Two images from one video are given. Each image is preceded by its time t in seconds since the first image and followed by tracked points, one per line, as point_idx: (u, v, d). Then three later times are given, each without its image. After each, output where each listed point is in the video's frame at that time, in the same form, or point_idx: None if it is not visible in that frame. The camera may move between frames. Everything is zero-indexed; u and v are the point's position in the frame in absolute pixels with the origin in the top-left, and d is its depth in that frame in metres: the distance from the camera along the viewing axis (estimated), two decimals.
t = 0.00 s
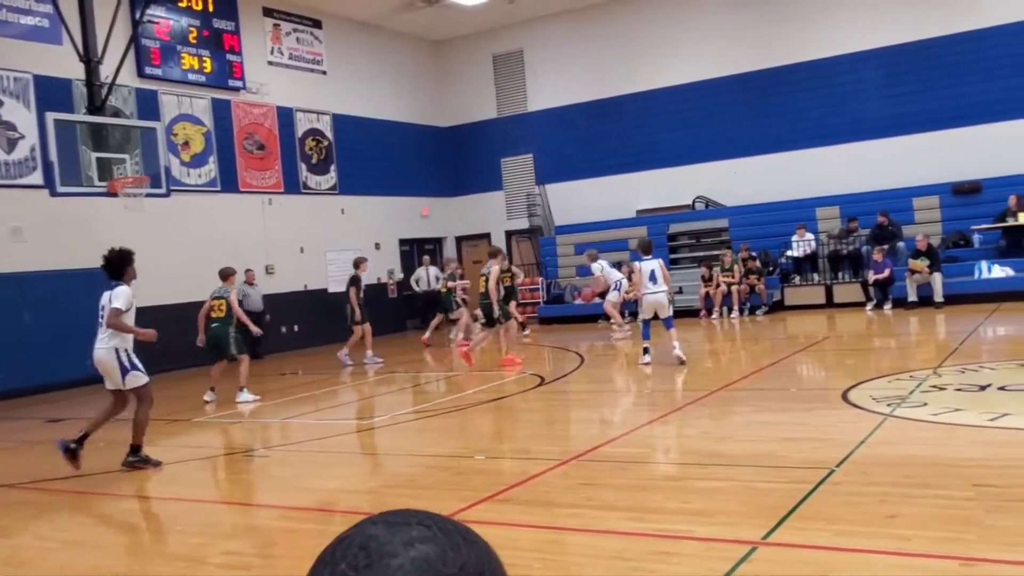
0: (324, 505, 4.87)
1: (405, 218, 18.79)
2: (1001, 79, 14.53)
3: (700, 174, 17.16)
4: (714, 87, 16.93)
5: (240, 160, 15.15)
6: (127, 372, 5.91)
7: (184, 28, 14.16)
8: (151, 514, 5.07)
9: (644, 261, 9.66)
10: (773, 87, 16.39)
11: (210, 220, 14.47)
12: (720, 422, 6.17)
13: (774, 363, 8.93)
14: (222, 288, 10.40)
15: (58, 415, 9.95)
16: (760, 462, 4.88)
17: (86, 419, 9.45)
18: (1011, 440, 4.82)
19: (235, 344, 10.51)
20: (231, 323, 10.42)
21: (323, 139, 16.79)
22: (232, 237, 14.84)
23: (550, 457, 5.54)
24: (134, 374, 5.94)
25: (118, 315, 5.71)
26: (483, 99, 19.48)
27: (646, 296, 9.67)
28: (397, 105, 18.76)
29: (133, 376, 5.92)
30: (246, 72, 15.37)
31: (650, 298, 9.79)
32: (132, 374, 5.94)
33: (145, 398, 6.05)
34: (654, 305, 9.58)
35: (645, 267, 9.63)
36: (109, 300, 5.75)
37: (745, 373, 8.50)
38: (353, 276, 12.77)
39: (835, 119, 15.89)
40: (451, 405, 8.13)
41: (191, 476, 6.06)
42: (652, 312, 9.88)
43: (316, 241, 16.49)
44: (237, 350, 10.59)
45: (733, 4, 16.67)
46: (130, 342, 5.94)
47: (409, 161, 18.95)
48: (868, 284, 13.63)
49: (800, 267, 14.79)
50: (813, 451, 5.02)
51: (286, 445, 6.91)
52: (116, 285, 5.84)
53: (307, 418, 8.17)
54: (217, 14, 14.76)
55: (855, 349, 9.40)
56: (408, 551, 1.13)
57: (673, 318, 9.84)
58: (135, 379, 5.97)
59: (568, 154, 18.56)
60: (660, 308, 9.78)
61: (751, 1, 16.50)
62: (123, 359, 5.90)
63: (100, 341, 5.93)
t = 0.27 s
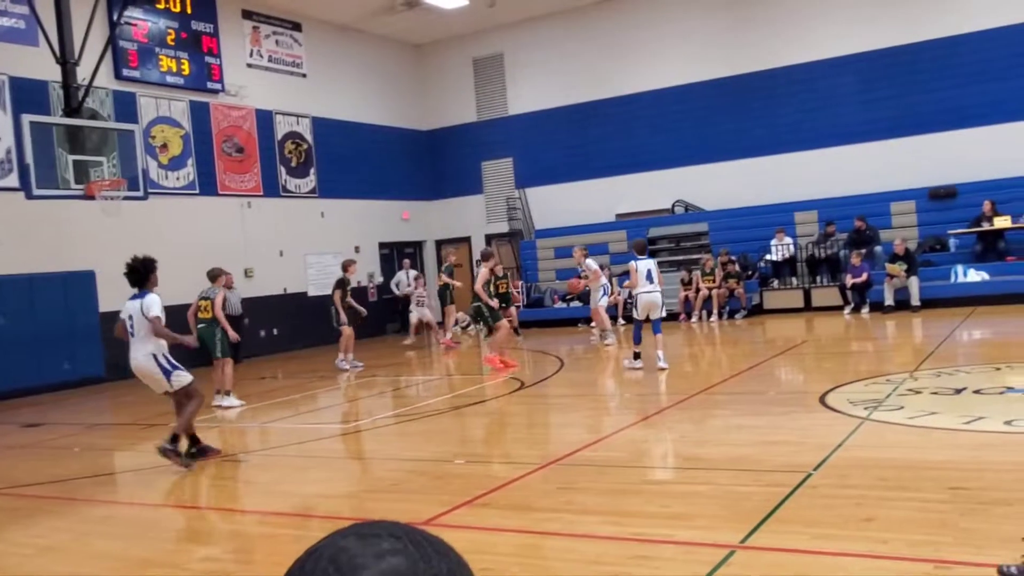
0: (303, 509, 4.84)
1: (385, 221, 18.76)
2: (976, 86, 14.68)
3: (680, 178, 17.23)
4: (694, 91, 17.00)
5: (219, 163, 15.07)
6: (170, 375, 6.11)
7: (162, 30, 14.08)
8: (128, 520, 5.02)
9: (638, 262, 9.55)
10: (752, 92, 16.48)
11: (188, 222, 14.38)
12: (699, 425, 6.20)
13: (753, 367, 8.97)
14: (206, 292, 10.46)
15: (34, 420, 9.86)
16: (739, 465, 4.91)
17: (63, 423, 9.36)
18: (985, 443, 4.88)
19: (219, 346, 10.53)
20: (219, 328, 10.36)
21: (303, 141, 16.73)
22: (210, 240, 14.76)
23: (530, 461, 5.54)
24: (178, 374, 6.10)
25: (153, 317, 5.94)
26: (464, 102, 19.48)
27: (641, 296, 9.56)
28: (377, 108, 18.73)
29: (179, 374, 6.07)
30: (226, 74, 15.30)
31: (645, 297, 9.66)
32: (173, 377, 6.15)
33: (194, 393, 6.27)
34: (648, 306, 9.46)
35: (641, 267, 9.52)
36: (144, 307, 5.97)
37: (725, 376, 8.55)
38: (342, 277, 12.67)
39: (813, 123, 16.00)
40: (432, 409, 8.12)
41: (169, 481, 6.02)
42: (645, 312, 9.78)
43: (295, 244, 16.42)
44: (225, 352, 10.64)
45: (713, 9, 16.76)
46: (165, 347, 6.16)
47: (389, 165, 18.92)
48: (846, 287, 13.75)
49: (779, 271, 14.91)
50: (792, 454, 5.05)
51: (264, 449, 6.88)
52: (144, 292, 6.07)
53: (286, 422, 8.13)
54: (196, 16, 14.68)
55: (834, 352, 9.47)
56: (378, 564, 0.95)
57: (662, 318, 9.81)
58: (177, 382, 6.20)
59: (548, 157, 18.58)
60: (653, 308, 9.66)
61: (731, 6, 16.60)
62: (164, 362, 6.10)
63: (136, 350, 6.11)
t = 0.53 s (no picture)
0: (292, 515, 4.83)
1: (375, 225, 18.74)
2: (963, 91, 14.77)
3: (669, 183, 17.27)
4: (684, 96, 17.05)
5: (208, 168, 15.03)
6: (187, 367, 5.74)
7: (151, 34, 14.04)
8: (116, 527, 4.99)
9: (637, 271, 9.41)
10: (740, 97, 16.54)
11: (176, 227, 14.33)
12: (689, 430, 6.20)
13: (742, 371, 8.99)
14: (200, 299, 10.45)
15: (21, 425, 9.79)
16: (728, 470, 4.92)
17: (51, 429, 9.30)
18: (973, 446, 4.90)
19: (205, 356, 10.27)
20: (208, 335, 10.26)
21: (292, 146, 16.71)
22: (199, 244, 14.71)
23: (520, 465, 5.54)
24: (189, 371, 5.77)
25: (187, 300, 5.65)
26: (453, 107, 19.49)
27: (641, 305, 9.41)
28: (367, 113, 18.72)
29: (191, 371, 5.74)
30: (215, 79, 15.26)
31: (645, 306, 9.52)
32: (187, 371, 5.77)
33: (196, 397, 5.84)
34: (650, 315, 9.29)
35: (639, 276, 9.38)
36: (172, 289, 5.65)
37: (714, 380, 8.56)
38: (332, 288, 12.69)
39: (800, 128, 16.08)
40: (421, 414, 8.10)
41: (157, 486, 5.99)
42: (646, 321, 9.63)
43: (285, 249, 16.38)
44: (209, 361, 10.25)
45: (701, 15, 16.82)
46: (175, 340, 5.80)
47: (378, 169, 18.90)
48: (835, 292, 13.81)
49: (768, 275, 14.90)
50: (782, 458, 5.06)
51: (253, 455, 6.85)
52: (156, 280, 5.71)
53: (276, 428, 8.10)
54: (184, 20, 14.65)
55: (823, 356, 9.50)
56: (369, 570, 0.94)
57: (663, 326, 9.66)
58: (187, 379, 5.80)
59: (537, 162, 18.60)
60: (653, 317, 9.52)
61: (720, 11, 16.65)
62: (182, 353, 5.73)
63: (147, 344, 5.68)
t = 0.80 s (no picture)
0: (286, 521, 4.81)
1: (369, 231, 18.74)
2: (955, 97, 14.84)
3: (663, 187, 17.30)
4: (678, 101, 17.09)
5: (202, 173, 15.01)
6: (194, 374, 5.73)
7: (145, 40, 14.03)
8: (108, 533, 4.97)
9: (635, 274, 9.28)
10: (734, 103, 16.59)
11: (170, 232, 14.30)
12: (682, 435, 6.21)
13: (736, 376, 8.99)
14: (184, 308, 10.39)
15: (13, 432, 9.75)
16: (722, 475, 4.92)
17: (43, 435, 9.27)
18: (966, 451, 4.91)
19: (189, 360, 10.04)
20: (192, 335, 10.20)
21: (286, 151, 16.70)
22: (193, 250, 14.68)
23: (514, 471, 5.53)
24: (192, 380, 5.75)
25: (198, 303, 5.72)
26: (448, 112, 19.50)
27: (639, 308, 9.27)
28: (361, 118, 18.73)
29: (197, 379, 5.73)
30: (209, 84, 15.25)
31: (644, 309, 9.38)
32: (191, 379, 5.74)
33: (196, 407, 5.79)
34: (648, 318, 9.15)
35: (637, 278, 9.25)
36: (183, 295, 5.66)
37: (708, 385, 8.56)
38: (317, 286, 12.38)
39: (793, 134, 16.13)
40: (415, 419, 8.09)
41: (150, 493, 5.97)
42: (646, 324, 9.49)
43: (278, 254, 16.37)
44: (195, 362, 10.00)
45: (695, 21, 16.86)
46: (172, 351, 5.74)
47: (372, 175, 18.91)
48: (828, 297, 13.85)
49: (761, 280, 14.88)
50: (775, 463, 5.06)
51: (247, 461, 6.83)
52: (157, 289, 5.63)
53: (269, 433, 8.08)
54: (178, 25, 14.65)
55: (817, 361, 9.51)
56: None
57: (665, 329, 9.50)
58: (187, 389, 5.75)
59: (531, 168, 18.63)
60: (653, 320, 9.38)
61: (713, 16, 16.69)
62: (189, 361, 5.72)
63: (160, 355, 5.55)
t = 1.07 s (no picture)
0: (282, 527, 4.81)
1: (365, 236, 18.74)
2: (950, 102, 14.87)
3: (659, 192, 17.32)
4: (673, 107, 17.11)
5: (198, 178, 15.01)
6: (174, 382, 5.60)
7: (140, 45, 14.02)
8: (104, 539, 4.96)
9: (643, 279, 9.10)
10: (730, 108, 16.62)
11: (165, 237, 14.28)
12: (679, 439, 6.21)
13: (732, 381, 8.99)
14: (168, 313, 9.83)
15: (8, 438, 9.73)
16: (719, 479, 4.92)
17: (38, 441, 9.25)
18: (961, 455, 4.92)
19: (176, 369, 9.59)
20: (180, 340, 9.70)
21: (282, 156, 16.70)
22: (188, 255, 14.66)
23: (511, 476, 5.53)
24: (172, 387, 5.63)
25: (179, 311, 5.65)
26: (444, 117, 19.51)
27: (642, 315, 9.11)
28: (357, 123, 18.74)
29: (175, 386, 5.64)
30: (205, 89, 15.25)
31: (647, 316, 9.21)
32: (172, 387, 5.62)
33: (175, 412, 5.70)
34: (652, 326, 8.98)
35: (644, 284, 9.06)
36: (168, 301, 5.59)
37: (704, 390, 8.57)
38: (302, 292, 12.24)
39: (788, 139, 16.16)
40: (411, 424, 8.08)
41: (146, 499, 5.96)
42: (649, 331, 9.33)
43: (274, 260, 16.35)
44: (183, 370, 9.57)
45: (690, 27, 16.89)
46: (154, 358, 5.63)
47: (369, 180, 18.91)
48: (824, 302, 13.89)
49: (757, 285, 14.97)
50: (772, 468, 5.07)
51: (242, 466, 6.82)
52: (140, 294, 5.56)
53: (265, 439, 8.07)
54: (174, 30, 14.65)
55: (813, 365, 9.52)
56: None
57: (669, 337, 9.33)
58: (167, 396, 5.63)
59: (527, 173, 18.64)
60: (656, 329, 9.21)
61: (708, 22, 16.74)
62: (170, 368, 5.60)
63: (138, 358, 5.40)
